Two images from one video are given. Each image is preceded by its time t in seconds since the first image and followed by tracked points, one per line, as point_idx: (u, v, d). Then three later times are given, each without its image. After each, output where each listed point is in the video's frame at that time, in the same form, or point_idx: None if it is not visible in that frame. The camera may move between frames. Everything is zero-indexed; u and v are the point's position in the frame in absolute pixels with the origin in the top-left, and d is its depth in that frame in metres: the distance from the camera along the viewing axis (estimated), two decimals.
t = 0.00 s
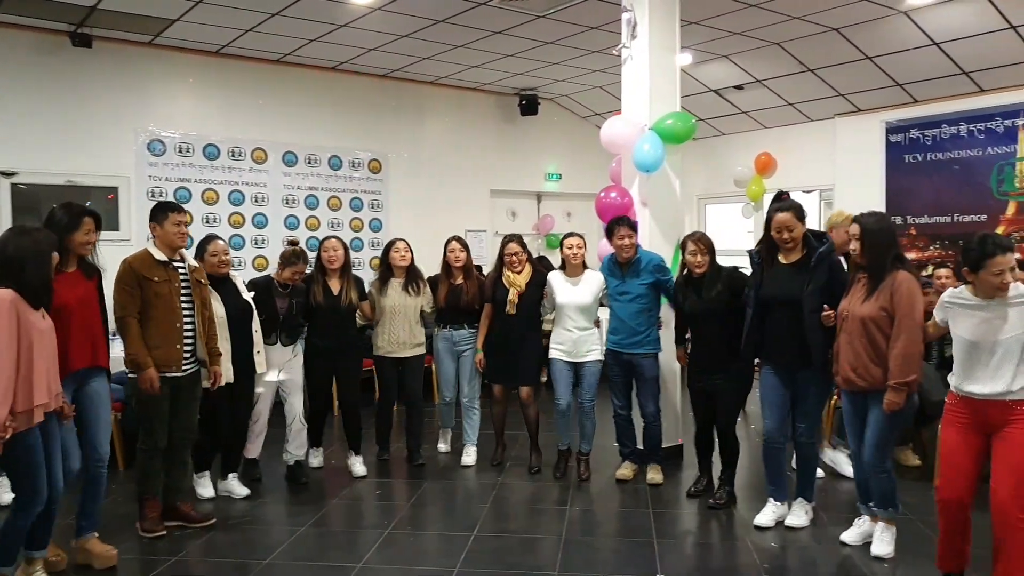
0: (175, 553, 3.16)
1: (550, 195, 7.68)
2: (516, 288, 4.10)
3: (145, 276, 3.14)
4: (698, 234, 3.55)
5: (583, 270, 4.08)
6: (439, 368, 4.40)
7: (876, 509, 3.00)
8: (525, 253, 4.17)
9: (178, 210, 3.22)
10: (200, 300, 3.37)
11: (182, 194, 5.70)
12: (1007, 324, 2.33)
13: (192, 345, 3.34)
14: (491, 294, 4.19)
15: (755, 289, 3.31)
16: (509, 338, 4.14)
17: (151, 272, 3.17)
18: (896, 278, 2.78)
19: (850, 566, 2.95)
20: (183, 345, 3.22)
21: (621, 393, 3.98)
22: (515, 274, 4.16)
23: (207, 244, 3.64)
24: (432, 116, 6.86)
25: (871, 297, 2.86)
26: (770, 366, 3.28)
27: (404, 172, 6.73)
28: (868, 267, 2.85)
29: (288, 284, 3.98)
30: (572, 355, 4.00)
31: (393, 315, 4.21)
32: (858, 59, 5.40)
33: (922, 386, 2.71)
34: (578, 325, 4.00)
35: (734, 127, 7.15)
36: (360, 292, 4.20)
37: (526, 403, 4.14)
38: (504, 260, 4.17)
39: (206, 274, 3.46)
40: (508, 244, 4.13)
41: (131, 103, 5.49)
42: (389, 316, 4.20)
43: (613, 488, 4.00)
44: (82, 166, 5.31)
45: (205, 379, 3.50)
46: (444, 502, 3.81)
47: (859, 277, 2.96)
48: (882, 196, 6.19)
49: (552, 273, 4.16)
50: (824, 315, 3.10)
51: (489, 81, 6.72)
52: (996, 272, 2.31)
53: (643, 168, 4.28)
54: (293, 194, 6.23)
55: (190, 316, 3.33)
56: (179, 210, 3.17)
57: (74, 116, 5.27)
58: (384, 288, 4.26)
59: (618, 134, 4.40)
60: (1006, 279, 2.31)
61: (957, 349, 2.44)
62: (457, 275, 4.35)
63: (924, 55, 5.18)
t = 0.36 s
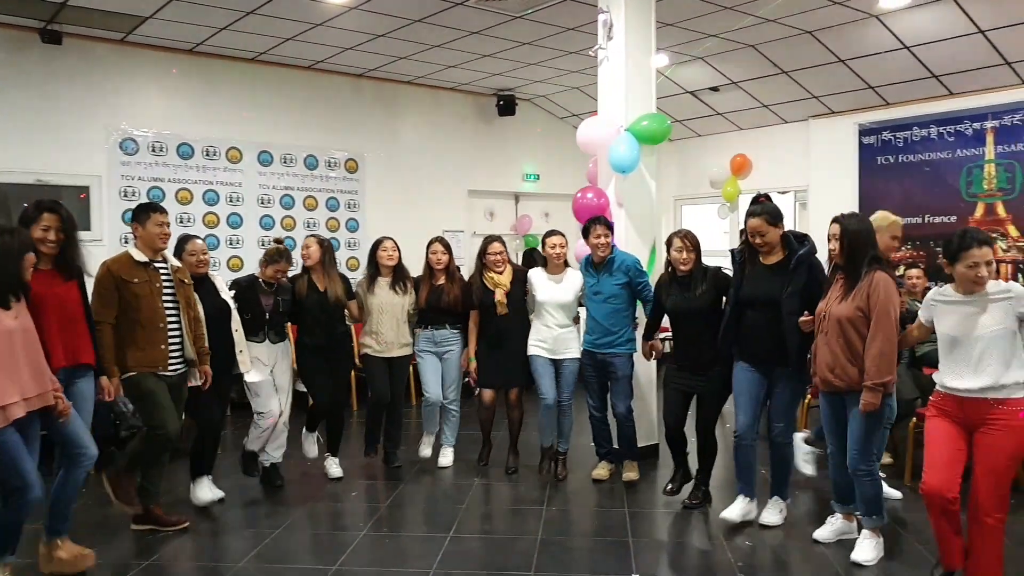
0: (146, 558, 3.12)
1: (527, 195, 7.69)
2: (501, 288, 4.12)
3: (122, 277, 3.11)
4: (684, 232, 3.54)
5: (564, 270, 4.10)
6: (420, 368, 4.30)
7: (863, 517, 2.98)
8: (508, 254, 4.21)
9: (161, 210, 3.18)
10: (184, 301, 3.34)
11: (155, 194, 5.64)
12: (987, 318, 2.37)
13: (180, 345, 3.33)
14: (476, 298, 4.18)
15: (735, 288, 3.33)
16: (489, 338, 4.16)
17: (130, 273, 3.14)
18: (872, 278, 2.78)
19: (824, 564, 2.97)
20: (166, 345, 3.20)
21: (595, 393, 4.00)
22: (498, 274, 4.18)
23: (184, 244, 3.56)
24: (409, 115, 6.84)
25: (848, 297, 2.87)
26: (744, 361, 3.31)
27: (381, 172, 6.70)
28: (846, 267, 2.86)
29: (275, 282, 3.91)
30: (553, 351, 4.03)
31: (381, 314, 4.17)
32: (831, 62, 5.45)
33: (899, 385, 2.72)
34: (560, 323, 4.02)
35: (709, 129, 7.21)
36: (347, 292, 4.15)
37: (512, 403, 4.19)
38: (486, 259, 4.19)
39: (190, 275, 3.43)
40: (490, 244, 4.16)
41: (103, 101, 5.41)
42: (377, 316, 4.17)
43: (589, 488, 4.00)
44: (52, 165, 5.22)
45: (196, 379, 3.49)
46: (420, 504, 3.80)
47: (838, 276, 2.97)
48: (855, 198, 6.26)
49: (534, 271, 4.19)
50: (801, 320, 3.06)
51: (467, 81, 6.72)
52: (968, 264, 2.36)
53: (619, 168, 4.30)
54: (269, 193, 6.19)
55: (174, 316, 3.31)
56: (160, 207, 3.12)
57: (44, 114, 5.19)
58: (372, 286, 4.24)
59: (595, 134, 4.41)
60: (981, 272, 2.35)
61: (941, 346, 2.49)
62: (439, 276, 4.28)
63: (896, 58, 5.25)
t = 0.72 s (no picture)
0: (118, 562, 3.07)
1: (505, 195, 7.69)
2: (480, 289, 4.11)
3: (97, 274, 3.06)
4: (667, 237, 3.52)
5: (538, 269, 4.10)
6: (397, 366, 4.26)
7: (837, 516, 3.01)
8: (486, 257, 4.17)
9: (137, 208, 3.14)
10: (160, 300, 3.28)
11: (127, 193, 5.57)
12: (972, 321, 2.39)
13: (156, 345, 3.27)
14: (452, 301, 4.15)
15: (711, 287, 3.35)
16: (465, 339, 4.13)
17: (105, 270, 3.08)
18: (866, 281, 2.76)
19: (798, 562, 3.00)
20: (140, 343, 3.15)
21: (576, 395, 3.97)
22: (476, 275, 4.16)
23: (157, 243, 3.51)
24: (385, 115, 6.81)
25: (840, 298, 2.85)
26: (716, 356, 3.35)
27: (357, 171, 6.67)
28: (838, 268, 2.84)
29: (253, 282, 3.89)
30: (529, 351, 4.03)
31: (359, 316, 4.16)
32: (804, 64, 5.51)
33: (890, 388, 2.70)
34: (535, 322, 4.03)
35: (686, 130, 7.26)
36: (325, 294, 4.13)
37: (490, 406, 4.13)
38: (463, 260, 4.15)
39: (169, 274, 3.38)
40: (469, 246, 4.12)
41: (74, 99, 5.34)
42: (356, 316, 4.16)
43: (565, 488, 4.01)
44: (21, 164, 5.14)
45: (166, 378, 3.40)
46: (398, 505, 3.78)
47: (828, 278, 2.95)
48: (828, 199, 6.34)
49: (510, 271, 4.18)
50: (768, 327, 3.15)
51: (444, 81, 6.70)
52: (957, 263, 2.35)
53: (596, 169, 4.30)
54: (243, 193, 6.13)
55: (150, 315, 3.26)
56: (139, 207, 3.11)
57: (13, 111, 5.10)
58: (350, 288, 4.20)
59: (572, 135, 4.41)
60: (968, 273, 2.34)
61: (922, 347, 2.48)
62: (417, 277, 4.26)
63: (869, 61, 5.31)
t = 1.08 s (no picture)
0: (90, 565, 3.02)
1: (482, 195, 7.69)
2: (458, 289, 4.10)
3: (67, 276, 3.01)
4: (647, 234, 3.51)
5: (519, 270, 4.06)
6: (374, 368, 4.25)
7: (813, 513, 3.03)
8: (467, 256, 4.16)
9: (112, 211, 3.11)
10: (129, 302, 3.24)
11: (99, 192, 5.49)
12: (942, 315, 2.43)
13: (122, 346, 3.24)
14: (430, 299, 4.15)
15: (688, 286, 3.37)
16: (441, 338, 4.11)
17: (75, 272, 3.04)
18: (843, 281, 2.78)
19: (772, 559, 3.02)
20: (104, 346, 3.10)
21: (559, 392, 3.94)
22: (455, 275, 4.14)
23: (127, 243, 3.45)
24: (362, 115, 6.78)
25: (816, 297, 2.87)
26: (695, 358, 3.37)
27: (333, 171, 6.64)
28: (816, 267, 2.85)
29: (223, 282, 3.82)
30: (506, 352, 4.01)
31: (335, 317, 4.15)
32: (779, 65, 5.56)
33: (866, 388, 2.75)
34: (513, 324, 4.00)
35: (662, 130, 7.30)
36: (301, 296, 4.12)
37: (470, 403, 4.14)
38: (444, 258, 4.15)
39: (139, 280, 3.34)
40: (451, 244, 4.12)
41: (45, 96, 5.25)
42: (330, 317, 4.15)
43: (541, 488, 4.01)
44: None
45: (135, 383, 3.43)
46: (375, 505, 3.77)
47: (806, 276, 2.96)
48: (802, 199, 6.40)
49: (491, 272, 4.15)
50: (744, 326, 3.15)
51: (420, 80, 6.69)
52: (934, 257, 2.37)
53: (573, 169, 4.29)
54: (218, 192, 6.08)
55: (119, 317, 3.22)
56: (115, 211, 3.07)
57: None
58: (325, 289, 4.18)
59: (548, 136, 4.41)
60: (945, 265, 2.36)
61: (894, 343, 2.50)
62: (398, 278, 4.22)
63: (842, 63, 5.37)
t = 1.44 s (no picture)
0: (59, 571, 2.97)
1: (461, 195, 7.68)
2: (434, 289, 4.07)
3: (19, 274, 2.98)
4: (618, 234, 3.53)
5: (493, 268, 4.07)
6: (350, 368, 4.29)
7: (787, 511, 3.05)
8: (445, 254, 4.13)
9: (58, 208, 3.06)
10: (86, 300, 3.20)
11: (71, 192, 5.41)
12: (912, 307, 2.46)
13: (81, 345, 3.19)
14: (405, 297, 4.07)
15: (670, 286, 3.40)
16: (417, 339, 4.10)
17: (28, 270, 3.01)
18: (810, 281, 2.80)
19: (748, 558, 3.04)
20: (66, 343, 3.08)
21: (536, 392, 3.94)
22: (433, 273, 4.11)
23: (82, 244, 3.45)
24: (339, 114, 6.75)
25: (786, 297, 2.89)
26: (681, 364, 3.40)
27: (309, 170, 6.60)
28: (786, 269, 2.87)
29: (181, 281, 3.78)
30: (479, 349, 4.00)
31: (305, 315, 4.10)
32: (754, 67, 5.61)
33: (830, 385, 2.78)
34: (488, 322, 4.00)
35: (639, 131, 7.34)
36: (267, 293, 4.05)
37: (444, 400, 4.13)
38: (422, 257, 4.11)
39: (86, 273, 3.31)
40: (429, 243, 4.07)
41: (14, 94, 5.16)
42: (299, 315, 4.09)
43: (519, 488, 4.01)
44: None
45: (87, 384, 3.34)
46: (351, 507, 3.74)
47: (776, 277, 2.98)
48: (778, 200, 6.46)
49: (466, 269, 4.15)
50: (721, 324, 3.15)
51: (398, 80, 6.67)
52: (909, 251, 2.41)
53: (551, 169, 4.31)
54: (193, 192, 6.02)
55: (76, 315, 3.17)
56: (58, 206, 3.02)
57: None
58: (295, 286, 4.14)
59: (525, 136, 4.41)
60: (917, 260, 2.41)
61: (867, 339, 2.52)
62: (372, 277, 4.24)
63: (816, 65, 5.43)
